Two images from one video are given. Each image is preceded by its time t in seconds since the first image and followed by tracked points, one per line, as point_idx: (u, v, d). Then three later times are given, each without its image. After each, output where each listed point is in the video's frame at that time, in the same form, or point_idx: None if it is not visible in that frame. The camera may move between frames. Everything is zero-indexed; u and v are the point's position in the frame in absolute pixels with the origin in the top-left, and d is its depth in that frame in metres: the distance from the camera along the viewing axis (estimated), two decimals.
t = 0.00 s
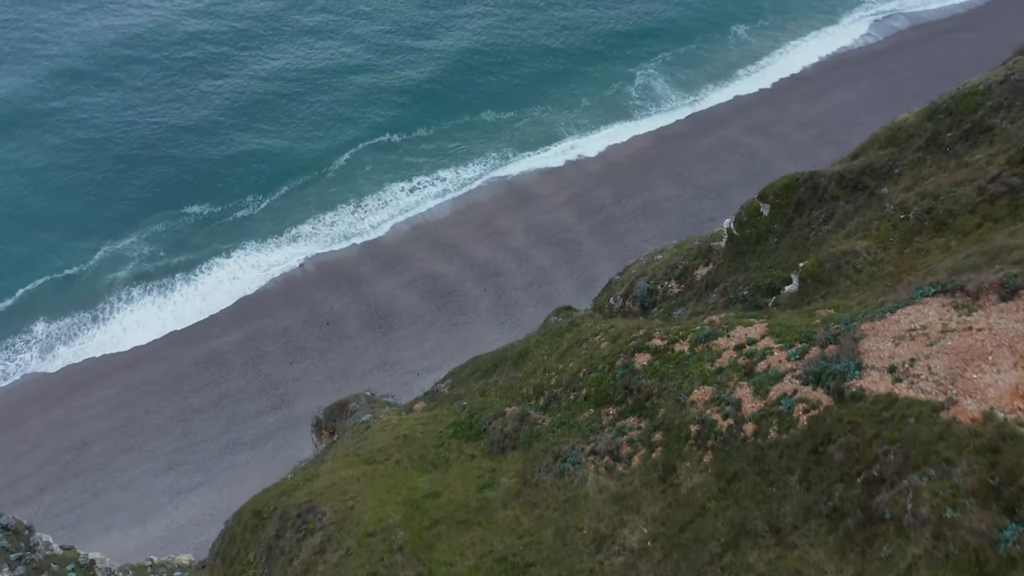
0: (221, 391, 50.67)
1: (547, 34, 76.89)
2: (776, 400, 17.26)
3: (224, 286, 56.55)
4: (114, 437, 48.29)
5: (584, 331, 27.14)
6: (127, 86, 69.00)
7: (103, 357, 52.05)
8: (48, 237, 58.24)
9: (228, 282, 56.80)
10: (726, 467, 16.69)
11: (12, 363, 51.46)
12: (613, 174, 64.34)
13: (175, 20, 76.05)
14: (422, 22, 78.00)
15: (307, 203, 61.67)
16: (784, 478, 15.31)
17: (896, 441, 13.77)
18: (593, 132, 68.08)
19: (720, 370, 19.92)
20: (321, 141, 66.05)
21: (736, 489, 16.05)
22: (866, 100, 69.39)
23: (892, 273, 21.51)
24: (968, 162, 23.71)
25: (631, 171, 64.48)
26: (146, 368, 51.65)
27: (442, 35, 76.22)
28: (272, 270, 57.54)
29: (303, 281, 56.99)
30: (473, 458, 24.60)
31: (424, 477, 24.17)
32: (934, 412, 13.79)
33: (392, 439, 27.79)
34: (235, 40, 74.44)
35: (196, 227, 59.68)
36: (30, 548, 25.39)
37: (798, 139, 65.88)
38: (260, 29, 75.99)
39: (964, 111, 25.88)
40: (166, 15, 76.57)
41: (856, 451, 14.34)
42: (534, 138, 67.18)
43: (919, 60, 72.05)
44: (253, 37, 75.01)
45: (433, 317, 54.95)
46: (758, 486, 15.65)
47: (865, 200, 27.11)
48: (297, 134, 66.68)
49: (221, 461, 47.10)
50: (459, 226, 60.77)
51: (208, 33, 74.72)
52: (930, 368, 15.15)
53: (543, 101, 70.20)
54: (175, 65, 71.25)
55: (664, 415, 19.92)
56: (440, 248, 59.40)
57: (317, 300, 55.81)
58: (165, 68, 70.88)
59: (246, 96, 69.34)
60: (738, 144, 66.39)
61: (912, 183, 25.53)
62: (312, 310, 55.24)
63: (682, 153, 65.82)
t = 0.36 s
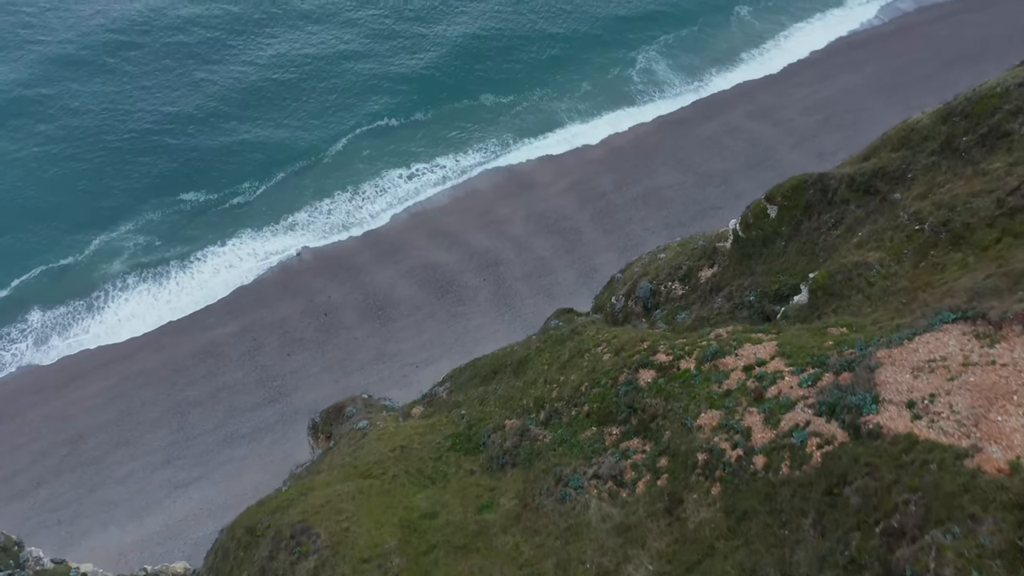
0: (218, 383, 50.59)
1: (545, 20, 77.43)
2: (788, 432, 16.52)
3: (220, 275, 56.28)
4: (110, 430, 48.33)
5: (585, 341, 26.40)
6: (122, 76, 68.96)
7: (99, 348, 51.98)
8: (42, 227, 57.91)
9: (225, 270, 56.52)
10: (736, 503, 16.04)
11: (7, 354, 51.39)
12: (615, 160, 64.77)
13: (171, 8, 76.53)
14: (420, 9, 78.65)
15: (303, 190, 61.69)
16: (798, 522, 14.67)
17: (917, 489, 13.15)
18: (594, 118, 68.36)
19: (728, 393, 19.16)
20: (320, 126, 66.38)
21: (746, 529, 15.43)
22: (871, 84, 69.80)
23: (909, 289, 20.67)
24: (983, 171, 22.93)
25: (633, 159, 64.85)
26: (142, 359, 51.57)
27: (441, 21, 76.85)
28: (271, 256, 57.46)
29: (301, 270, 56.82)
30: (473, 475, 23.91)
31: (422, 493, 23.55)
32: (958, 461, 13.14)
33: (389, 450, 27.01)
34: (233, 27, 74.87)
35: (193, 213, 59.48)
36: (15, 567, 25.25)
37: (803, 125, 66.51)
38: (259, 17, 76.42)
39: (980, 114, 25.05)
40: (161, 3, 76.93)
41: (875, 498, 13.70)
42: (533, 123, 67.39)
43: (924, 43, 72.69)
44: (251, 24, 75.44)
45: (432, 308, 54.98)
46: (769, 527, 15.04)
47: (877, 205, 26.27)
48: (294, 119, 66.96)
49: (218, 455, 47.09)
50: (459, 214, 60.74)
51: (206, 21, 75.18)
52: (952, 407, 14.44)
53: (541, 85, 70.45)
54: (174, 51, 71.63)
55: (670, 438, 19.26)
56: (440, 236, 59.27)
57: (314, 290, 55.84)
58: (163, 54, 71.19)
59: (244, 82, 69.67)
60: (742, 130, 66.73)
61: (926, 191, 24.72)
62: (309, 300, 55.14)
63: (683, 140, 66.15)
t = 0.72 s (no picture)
0: (216, 375, 50.69)
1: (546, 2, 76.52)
2: (801, 468, 15.84)
3: (216, 263, 56.26)
4: (107, 424, 48.60)
5: (586, 351, 25.79)
6: (119, 67, 68.72)
7: (95, 339, 52.30)
8: (38, 220, 58.07)
9: (222, 260, 56.49)
10: (745, 544, 15.48)
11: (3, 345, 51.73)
12: (617, 147, 64.17)
13: None
14: None
15: (299, 177, 61.41)
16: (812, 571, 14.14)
17: (939, 546, 12.70)
18: (596, 102, 67.64)
19: (737, 420, 18.43)
20: (317, 113, 65.97)
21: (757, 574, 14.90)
22: (877, 68, 68.98)
23: (927, 308, 19.88)
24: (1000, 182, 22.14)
25: (635, 145, 64.28)
26: (139, 351, 51.82)
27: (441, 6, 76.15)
28: (268, 246, 57.31)
29: (298, 259, 56.67)
30: (472, 494, 23.34)
31: (420, 513, 22.98)
32: (983, 519, 12.67)
33: (387, 463, 26.30)
34: (230, 15, 74.56)
35: (188, 201, 59.45)
36: None
37: (808, 111, 65.87)
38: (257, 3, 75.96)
39: (998, 119, 24.20)
40: None
41: (894, 552, 13.19)
42: (533, 107, 66.69)
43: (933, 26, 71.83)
44: (249, 11, 75.01)
45: (432, 299, 54.43)
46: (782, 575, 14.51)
47: (889, 212, 25.46)
48: (290, 106, 66.60)
49: (215, 450, 47.15)
50: (458, 203, 60.23)
51: (204, 9, 74.87)
52: (976, 452, 13.86)
53: (541, 68, 69.58)
54: (171, 40, 71.42)
55: (676, 465, 18.62)
56: (439, 226, 58.80)
57: (312, 281, 55.53)
58: (161, 43, 71.07)
59: (240, 70, 69.33)
60: (746, 116, 66.04)
61: (941, 200, 23.98)
62: (307, 291, 54.96)
63: (686, 127, 65.57)
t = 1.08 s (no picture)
0: (213, 369, 50.08)
1: None
2: (813, 510, 15.20)
3: (213, 252, 55.68)
4: (103, 418, 48.09)
5: (588, 363, 25.16)
6: (113, 54, 67.73)
7: (91, 331, 51.79)
8: (32, 209, 57.30)
9: (218, 249, 55.86)
10: None
11: None
12: (619, 135, 63.23)
13: None
14: None
15: (295, 164, 60.61)
16: None
17: None
18: (598, 89, 66.68)
19: (745, 451, 17.79)
20: (314, 99, 65.05)
21: None
22: (883, 53, 67.91)
23: (943, 331, 19.18)
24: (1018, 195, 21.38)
25: (637, 133, 63.36)
26: (135, 343, 51.32)
27: None
28: (265, 235, 56.65)
29: (295, 250, 56.06)
30: (471, 514, 22.82)
31: (418, 535, 22.63)
32: None
33: (384, 478, 25.71)
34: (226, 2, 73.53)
35: (183, 188, 58.73)
36: None
37: (812, 97, 64.90)
38: None
39: (1016, 128, 23.38)
40: None
41: None
42: (533, 93, 65.72)
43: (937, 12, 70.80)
44: None
45: (431, 291, 53.72)
46: None
47: (901, 222, 24.71)
48: (287, 93, 65.67)
49: (213, 446, 46.63)
50: (457, 191, 59.37)
51: None
52: (998, 504, 13.25)
53: (542, 53, 68.50)
54: (167, 28, 70.50)
55: (682, 495, 17.99)
56: (439, 215, 57.98)
57: (310, 272, 54.89)
58: (156, 30, 70.14)
59: (237, 57, 68.41)
60: (749, 103, 65.11)
61: (955, 213, 23.29)
62: (304, 282, 54.33)
63: (688, 114, 64.62)
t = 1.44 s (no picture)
0: (210, 363, 49.50)
1: None
2: (825, 557, 14.62)
3: (209, 243, 54.96)
4: (99, 413, 47.57)
5: (590, 378, 24.54)
6: (107, 43, 66.63)
7: (87, 324, 51.23)
8: (26, 199, 56.59)
9: (214, 239, 55.14)
10: None
11: None
12: (621, 123, 62.28)
13: None
14: None
15: (292, 151, 59.73)
16: None
17: None
18: (599, 75, 65.65)
19: (753, 485, 17.17)
20: (311, 87, 64.11)
21: None
22: (889, 39, 66.72)
23: (958, 359, 18.53)
24: None
25: (638, 120, 62.36)
26: (131, 336, 50.73)
27: None
28: (262, 225, 55.97)
29: (292, 241, 55.35)
30: (469, 537, 22.35)
31: (415, 559, 22.22)
32: None
33: (381, 495, 25.27)
34: None
35: (179, 178, 57.98)
36: None
37: (817, 84, 63.84)
38: None
39: None
40: None
41: None
42: (533, 80, 64.67)
43: None
44: None
45: (429, 284, 52.99)
46: None
47: (914, 234, 23.95)
48: (284, 81, 64.68)
49: (210, 441, 46.12)
50: (457, 181, 58.48)
51: None
52: (1021, 562, 12.65)
53: (542, 38, 67.37)
54: (162, 15, 69.46)
55: (686, 530, 17.42)
56: (438, 206, 57.14)
57: (307, 264, 54.20)
58: (151, 17, 69.12)
59: (232, 45, 67.40)
60: (753, 89, 64.07)
61: (970, 228, 22.59)
62: (301, 274, 53.67)
63: (690, 101, 63.60)
